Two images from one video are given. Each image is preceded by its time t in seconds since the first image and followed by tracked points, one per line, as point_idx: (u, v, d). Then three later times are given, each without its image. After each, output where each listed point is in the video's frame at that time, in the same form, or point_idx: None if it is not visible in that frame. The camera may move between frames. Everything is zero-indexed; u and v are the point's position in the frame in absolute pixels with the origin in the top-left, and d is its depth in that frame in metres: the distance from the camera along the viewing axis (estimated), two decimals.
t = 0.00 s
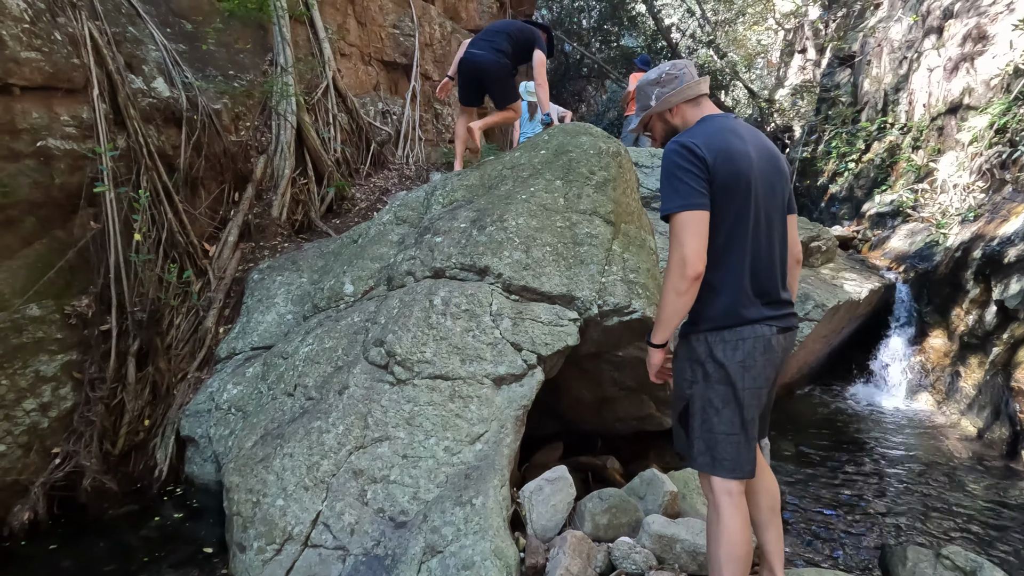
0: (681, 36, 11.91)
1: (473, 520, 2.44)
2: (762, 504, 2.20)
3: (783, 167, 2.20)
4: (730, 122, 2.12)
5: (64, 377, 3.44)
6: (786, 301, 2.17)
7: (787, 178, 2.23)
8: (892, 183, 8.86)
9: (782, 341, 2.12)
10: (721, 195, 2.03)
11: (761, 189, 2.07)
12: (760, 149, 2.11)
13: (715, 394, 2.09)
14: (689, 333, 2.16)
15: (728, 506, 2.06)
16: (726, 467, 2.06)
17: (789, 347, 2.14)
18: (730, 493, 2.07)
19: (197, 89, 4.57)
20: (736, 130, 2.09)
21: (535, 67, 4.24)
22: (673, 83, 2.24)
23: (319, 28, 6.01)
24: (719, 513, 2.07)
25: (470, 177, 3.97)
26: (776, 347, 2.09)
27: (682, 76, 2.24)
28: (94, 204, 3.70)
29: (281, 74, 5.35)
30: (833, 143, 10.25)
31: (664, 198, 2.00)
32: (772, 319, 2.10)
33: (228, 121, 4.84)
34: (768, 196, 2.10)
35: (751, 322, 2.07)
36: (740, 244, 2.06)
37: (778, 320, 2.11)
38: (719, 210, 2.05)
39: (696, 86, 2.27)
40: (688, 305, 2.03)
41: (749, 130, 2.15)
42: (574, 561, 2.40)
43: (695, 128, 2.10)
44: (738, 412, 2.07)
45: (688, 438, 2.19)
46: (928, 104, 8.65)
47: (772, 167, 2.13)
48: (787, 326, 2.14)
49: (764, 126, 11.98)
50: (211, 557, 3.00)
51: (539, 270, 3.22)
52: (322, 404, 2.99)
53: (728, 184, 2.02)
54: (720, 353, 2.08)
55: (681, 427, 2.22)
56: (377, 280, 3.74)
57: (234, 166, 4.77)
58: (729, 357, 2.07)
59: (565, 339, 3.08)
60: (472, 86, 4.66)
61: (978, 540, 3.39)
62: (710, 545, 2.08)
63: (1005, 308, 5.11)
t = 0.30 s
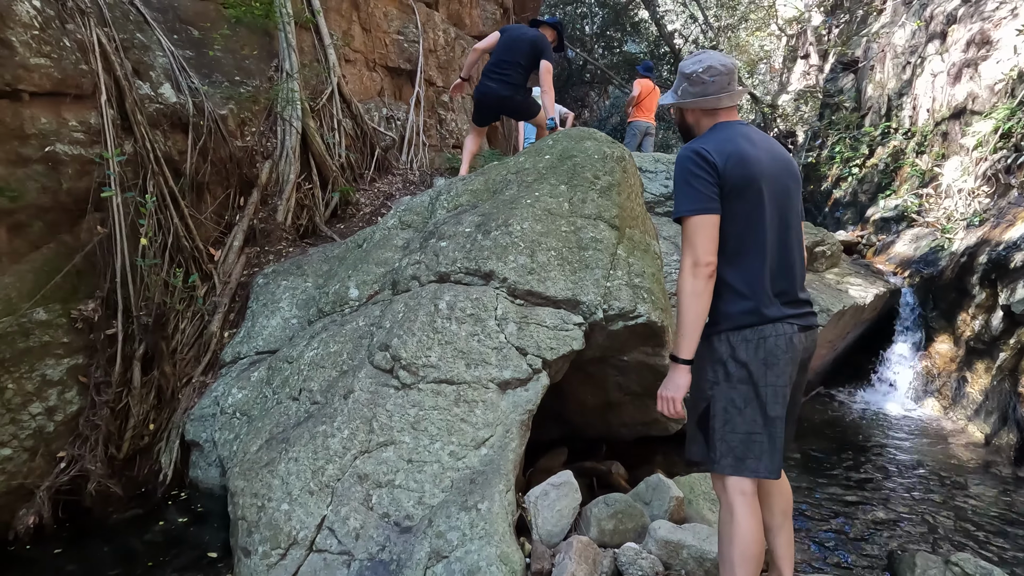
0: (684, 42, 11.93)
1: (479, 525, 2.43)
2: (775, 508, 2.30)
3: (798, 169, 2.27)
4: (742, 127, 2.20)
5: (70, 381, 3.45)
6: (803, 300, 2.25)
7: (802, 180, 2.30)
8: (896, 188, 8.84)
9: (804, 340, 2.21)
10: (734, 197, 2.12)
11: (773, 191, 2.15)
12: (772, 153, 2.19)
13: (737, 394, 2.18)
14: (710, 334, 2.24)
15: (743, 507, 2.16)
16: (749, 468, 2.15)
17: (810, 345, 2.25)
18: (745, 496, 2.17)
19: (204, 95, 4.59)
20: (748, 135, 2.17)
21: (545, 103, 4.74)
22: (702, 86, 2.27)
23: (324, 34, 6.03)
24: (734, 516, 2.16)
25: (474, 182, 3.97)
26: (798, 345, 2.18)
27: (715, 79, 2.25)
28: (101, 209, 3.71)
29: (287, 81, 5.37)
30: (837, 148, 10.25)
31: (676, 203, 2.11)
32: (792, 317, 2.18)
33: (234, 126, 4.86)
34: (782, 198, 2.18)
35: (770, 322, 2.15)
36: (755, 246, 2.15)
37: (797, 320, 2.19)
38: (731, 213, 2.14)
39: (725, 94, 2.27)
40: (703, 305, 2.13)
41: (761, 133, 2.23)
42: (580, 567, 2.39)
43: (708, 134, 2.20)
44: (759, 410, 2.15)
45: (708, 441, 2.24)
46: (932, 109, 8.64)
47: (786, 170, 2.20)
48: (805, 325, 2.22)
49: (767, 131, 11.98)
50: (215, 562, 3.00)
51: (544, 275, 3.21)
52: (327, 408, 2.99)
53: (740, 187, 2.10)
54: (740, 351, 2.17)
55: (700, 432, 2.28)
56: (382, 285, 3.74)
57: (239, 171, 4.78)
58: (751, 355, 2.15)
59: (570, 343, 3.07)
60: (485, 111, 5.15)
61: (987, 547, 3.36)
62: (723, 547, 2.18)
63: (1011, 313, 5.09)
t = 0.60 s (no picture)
0: (686, 46, 11.94)
1: (482, 530, 2.43)
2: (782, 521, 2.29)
3: (820, 176, 2.30)
4: (766, 132, 2.24)
5: (74, 385, 3.45)
6: (819, 306, 2.27)
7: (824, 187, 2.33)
8: (899, 192, 8.83)
9: (818, 346, 2.23)
10: (757, 201, 2.15)
11: (796, 195, 2.18)
12: (796, 158, 2.22)
13: (748, 396, 2.20)
14: (723, 336, 2.26)
15: (747, 511, 2.18)
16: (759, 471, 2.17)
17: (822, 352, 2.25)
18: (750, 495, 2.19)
19: (209, 100, 4.61)
20: (772, 140, 2.21)
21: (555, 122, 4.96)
22: (725, 87, 2.30)
23: (328, 40, 6.05)
24: (738, 515, 2.19)
25: (477, 187, 3.98)
26: (812, 351, 2.20)
27: (738, 81, 2.28)
28: (106, 213, 3.72)
29: (290, 86, 5.40)
30: (840, 152, 10.25)
31: (699, 204, 2.15)
32: (807, 323, 2.20)
33: (238, 131, 4.87)
34: (804, 203, 2.21)
35: (785, 326, 2.18)
36: (775, 249, 2.18)
37: (812, 326, 2.21)
38: (754, 216, 2.18)
39: (750, 94, 2.30)
40: (722, 307, 2.16)
41: (785, 139, 2.26)
42: (585, 572, 2.39)
43: (733, 137, 2.24)
44: (770, 413, 2.17)
45: (718, 444, 2.25)
46: (935, 113, 8.63)
47: (808, 175, 2.23)
48: (821, 331, 2.24)
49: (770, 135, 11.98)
50: (219, 566, 3.00)
51: (548, 280, 3.21)
52: (331, 412, 2.99)
53: (764, 191, 2.13)
54: (751, 355, 2.19)
55: (711, 433, 2.29)
56: (385, 289, 3.74)
57: (244, 175, 4.79)
58: (764, 359, 2.17)
59: (574, 347, 3.07)
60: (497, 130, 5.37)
61: (993, 553, 3.35)
62: (728, 545, 2.20)
63: (1016, 317, 5.07)
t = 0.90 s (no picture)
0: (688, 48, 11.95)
1: (486, 532, 2.42)
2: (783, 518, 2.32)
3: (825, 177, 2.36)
4: (776, 132, 2.27)
5: (79, 387, 3.46)
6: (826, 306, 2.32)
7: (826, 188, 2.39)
8: (902, 194, 8.82)
9: (824, 348, 2.24)
10: (774, 200, 2.17)
11: (807, 195, 2.22)
12: (804, 159, 2.27)
13: (754, 397, 2.21)
14: (734, 336, 2.27)
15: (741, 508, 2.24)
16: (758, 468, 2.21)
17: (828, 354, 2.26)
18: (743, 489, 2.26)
19: (213, 103, 4.62)
20: (783, 140, 2.24)
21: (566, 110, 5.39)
22: (723, 92, 2.37)
23: (331, 42, 6.07)
24: (733, 511, 2.25)
25: (481, 190, 3.98)
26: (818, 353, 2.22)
27: (734, 85, 2.36)
28: (110, 216, 3.74)
29: (294, 89, 5.41)
30: (843, 154, 10.23)
31: (718, 203, 2.14)
32: (815, 325, 2.23)
33: (241, 134, 4.89)
34: (812, 203, 2.26)
35: (795, 327, 2.20)
36: (789, 249, 2.20)
37: (819, 329, 2.24)
38: (770, 216, 2.19)
39: (747, 95, 2.38)
40: (740, 307, 2.16)
41: (792, 139, 2.30)
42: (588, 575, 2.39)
43: (745, 137, 2.25)
44: (775, 414, 2.19)
45: (721, 444, 2.27)
46: (938, 114, 8.61)
47: (816, 176, 2.29)
48: (829, 332, 2.27)
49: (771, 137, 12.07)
50: (222, 568, 3.02)
51: (549, 283, 3.21)
52: (335, 414, 3.00)
53: (781, 190, 2.16)
54: (755, 359, 2.21)
55: (713, 432, 2.31)
56: (388, 291, 3.74)
57: (247, 177, 4.80)
58: (771, 362, 2.19)
59: (577, 350, 3.07)
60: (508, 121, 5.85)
61: (997, 556, 3.33)
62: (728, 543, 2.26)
63: (1020, 319, 5.06)
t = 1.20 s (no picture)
0: (692, 48, 11.95)
1: (489, 533, 2.42)
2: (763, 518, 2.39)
3: (807, 180, 2.34)
4: (749, 138, 2.26)
5: (84, 387, 3.48)
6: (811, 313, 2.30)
7: (810, 190, 2.36)
8: (907, 194, 8.79)
9: (806, 356, 2.24)
10: (747, 208, 2.17)
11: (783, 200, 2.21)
12: (781, 163, 2.26)
13: (737, 404, 2.22)
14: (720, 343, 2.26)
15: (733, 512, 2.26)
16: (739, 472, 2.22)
17: (808, 362, 2.26)
18: (732, 495, 2.28)
19: (217, 104, 4.64)
20: (757, 145, 2.23)
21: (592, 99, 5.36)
22: (695, 102, 2.40)
23: (335, 44, 6.08)
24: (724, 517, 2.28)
25: (484, 190, 3.99)
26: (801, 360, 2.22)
27: (706, 94, 2.39)
28: (115, 217, 3.75)
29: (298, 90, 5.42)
30: (847, 154, 10.20)
31: (689, 213, 2.15)
32: (797, 334, 2.23)
33: (246, 135, 4.90)
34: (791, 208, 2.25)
35: (777, 335, 2.20)
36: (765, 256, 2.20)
37: (802, 338, 2.24)
38: (745, 223, 2.18)
39: (718, 102, 2.41)
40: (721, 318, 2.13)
41: (768, 144, 2.29)
42: None
43: (718, 145, 2.25)
44: (756, 422, 2.20)
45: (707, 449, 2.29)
46: (943, 114, 8.58)
47: (794, 180, 2.28)
48: (811, 341, 2.27)
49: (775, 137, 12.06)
50: (226, 568, 3.03)
51: (552, 283, 3.21)
52: (339, 414, 3.00)
53: (753, 197, 2.15)
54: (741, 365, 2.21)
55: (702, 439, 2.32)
56: (392, 292, 3.75)
57: (251, 178, 4.82)
58: (753, 368, 2.19)
59: (580, 350, 3.07)
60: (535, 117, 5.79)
61: (1003, 558, 3.32)
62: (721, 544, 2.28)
63: None
